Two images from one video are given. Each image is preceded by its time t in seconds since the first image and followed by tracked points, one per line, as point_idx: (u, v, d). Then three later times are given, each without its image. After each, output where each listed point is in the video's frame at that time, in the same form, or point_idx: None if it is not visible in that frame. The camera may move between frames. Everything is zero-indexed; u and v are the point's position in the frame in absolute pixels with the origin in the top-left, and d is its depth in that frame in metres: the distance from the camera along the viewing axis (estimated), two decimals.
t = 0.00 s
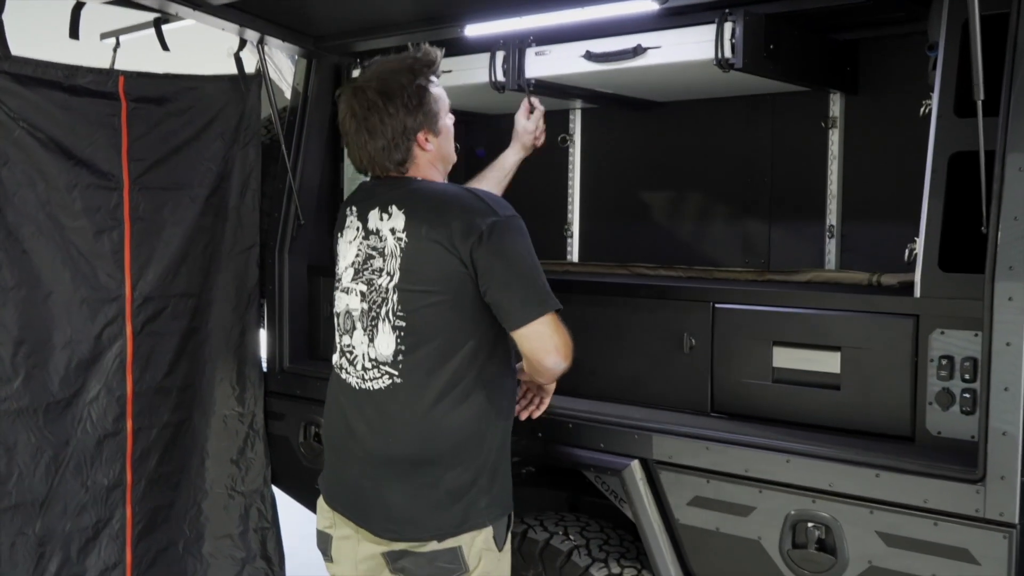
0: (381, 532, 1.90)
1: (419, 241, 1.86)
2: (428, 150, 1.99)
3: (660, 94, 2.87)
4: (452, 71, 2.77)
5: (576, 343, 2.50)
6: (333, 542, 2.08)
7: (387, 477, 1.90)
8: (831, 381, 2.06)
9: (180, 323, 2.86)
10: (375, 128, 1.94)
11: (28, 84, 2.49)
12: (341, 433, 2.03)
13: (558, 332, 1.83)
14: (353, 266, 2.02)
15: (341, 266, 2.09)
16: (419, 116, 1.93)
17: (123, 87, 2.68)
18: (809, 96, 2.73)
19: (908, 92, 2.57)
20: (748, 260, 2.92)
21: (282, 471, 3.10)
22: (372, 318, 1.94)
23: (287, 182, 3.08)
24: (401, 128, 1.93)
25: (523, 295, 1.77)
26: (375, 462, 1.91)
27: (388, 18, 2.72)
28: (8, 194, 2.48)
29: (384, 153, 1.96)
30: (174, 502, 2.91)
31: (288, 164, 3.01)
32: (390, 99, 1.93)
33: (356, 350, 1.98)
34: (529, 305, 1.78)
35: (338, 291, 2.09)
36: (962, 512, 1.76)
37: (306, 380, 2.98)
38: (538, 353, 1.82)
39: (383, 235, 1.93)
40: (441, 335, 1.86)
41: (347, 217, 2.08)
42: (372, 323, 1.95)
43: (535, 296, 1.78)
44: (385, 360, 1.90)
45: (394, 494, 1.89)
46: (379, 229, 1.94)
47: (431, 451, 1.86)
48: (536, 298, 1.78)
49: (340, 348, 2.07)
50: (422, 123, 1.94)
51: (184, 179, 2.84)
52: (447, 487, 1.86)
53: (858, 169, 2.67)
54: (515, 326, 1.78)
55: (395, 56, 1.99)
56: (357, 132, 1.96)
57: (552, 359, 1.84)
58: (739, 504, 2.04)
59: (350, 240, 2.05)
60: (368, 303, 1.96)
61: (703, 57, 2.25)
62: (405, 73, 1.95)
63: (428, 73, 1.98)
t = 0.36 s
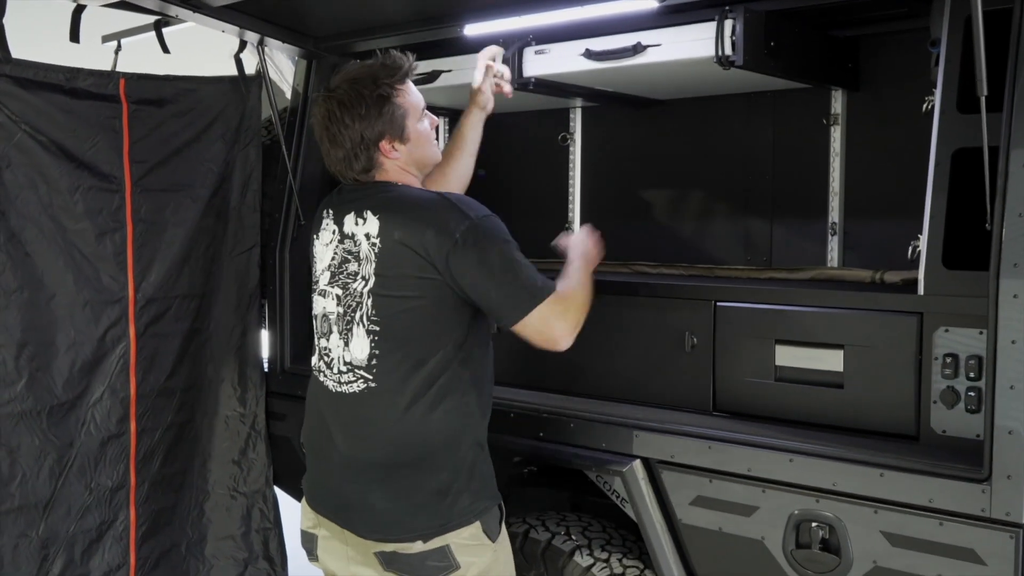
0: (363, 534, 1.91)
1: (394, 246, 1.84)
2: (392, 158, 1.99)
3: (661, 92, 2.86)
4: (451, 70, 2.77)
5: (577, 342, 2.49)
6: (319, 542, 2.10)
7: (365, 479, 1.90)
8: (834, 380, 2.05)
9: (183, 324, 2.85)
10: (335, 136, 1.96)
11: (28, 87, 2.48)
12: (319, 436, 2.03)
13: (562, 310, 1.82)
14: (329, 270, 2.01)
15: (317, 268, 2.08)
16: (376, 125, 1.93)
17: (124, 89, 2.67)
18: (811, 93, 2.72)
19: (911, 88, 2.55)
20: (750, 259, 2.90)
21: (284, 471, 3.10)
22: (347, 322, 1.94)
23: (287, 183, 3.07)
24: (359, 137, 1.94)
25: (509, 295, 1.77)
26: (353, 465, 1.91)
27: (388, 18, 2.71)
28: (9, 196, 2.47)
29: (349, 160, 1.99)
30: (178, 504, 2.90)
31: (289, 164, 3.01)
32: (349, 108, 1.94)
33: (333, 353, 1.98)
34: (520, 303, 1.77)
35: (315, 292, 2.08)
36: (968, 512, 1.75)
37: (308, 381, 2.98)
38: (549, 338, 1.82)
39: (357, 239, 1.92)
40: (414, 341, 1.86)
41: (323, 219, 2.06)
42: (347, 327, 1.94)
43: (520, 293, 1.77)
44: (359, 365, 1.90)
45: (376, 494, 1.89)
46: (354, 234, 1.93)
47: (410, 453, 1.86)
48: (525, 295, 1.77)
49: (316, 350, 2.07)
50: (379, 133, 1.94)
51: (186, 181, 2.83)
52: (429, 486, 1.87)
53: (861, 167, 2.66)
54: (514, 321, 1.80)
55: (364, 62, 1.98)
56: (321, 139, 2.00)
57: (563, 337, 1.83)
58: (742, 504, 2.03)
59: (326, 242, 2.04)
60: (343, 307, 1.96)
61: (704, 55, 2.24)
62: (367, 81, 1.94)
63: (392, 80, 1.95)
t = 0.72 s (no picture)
0: (371, 541, 1.90)
1: (412, 254, 1.83)
2: (398, 163, 1.96)
3: (660, 92, 2.84)
4: (449, 70, 2.76)
5: (577, 343, 2.47)
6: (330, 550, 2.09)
7: (380, 487, 1.90)
8: (833, 380, 2.03)
9: (183, 327, 2.84)
10: (340, 142, 1.96)
11: (24, 90, 2.48)
12: (331, 443, 2.02)
13: (618, 214, 1.79)
14: (341, 275, 2.00)
15: (326, 274, 2.06)
16: (378, 130, 1.91)
17: (121, 91, 2.66)
18: (811, 91, 2.69)
19: (912, 86, 2.53)
20: (751, 258, 2.89)
21: (283, 473, 3.09)
22: (364, 330, 1.93)
23: (285, 185, 3.06)
24: (362, 143, 1.92)
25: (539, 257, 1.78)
26: (368, 475, 1.91)
27: (384, 18, 2.69)
28: (7, 200, 2.47)
29: (355, 166, 1.97)
30: (177, 508, 2.89)
31: (287, 166, 3.00)
32: (352, 114, 1.93)
33: (349, 361, 1.97)
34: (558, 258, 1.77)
35: (325, 299, 2.07)
36: (967, 514, 1.73)
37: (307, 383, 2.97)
38: (620, 242, 1.80)
39: (369, 246, 1.91)
40: (434, 349, 1.86)
41: (331, 223, 2.04)
42: (364, 335, 1.93)
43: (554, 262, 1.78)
44: (379, 374, 1.90)
45: (388, 502, 1.89)
46: (365, 241, 1.91)
47: (427, 459, 1.87)
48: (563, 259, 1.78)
49: (329, 357, 2.06)
50: (382, 137, 1.91)
51: (185, 183, 2.82)
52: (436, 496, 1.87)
53: (862, 165, 2.64)
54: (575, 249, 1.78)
55: (370, 65, 1.96)
56: (328, 146, 2.00)
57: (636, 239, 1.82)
58: (741, 506, 2.01)
59: (336, 248, 2.02)
60: (359, 313, 1.94)
61: (702, 53, 2.23)
62: (370, 85, 1.92)
63: (396, 83, 1.92)
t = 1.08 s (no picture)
0: (398, 553, 1.87)
1: (443, 252, 1.80)
2: (420, 163, 1.92)
3: (657, 92, 2.83)
4: (445, 71, 2.75)
5: (573, 345, 2.46)
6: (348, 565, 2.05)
7: (410, 496, 1.87)
8: (827, 383, 2.01)
9: (178, 330, 2.84)
10: (359, 141, 1.91)
11: (17, 92, 2.48)
12: (356, 452, 1.98)
13: (641, 203, 1.81)
14: (363, 279, 1.95)
15: (343, 280, 2.01)
16: (398, 129, 1.86)
17: (115, 93, 2.66)
18: (809, 92, 2.68)
19: (909, 85, 2.52)
20: (748, 260, 2.87)
21: (280, 476, 3.09)
22: (391, 334, 1.89)
23: (281, 188, 3.05)
24: (382, 142, 1.88)
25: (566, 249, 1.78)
26: (399, 483, 1.87)
27: (379, 19, 2.69)
28: None
29: (373, 165, 1.93)
30: (173, 510, 2.89)
31: (283, 168, 2.99)
32: (372, 112, 1.88)
33: (374, 367, 1.93)
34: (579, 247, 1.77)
35: (344, 306, 2.01)
36: (960, 518, 1.71)
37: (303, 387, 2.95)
38: (642, 235, 1.82)
39: (394, 248, 1.87)
40: (467, 351, 1.83)
41: (349, 227, 1.98)
42: (391, 338, 1.89)
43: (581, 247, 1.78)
44: (410, 377, 1.86)
45: (417, 512, 1.86)
46: (389, 242, 1.87)
47: (460, 462, 1.84)
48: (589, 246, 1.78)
49: (351, 366, 2.01)
50: (405, 136, 1.87)
51: (180, 185, 2.81)
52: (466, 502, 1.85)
53: (859, 166, 2.62)
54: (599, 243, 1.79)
55: (388, 62, 1.92)
56: (345, 145, 1.95)
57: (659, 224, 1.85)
58: (734, 510, 2.00)
59: (355, 252, 1.97)
60: (387, 317, 1.90)
61: (696, 53, 2.21)
62: (391, 82, 1.88)
63: (417, 81, 1.88)
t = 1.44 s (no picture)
0: (406, 565, 1.83)
1: (450, 260, 1.76)
2: (419, 168, 1.89)
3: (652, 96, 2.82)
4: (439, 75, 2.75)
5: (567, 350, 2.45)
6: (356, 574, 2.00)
7: (419, 505, 1.83)
8: (821, 388, 2.00)
9: (171, 334, 2.83)
10: (357, 143, 1.88)
11: (8, 96, 2.49)
12: (360, 464, 1.94)
13: (640, 208, 1.79)
14: (366, 289, 1.92)
15: (344, 290, 1.97)
16: (398, 134, 1.83)
17: (108, 97, 2.66)
18: (804, 95, 2.67)
19: (904, 88, 2.51)
20: (745, 263, 2.86)
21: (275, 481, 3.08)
22: (398, 344, 1.86)
23: (276, 192, 3.04)
24: (381, 146, 1.85)
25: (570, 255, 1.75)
26: (406, 494, 1.84)
27: (373, 22, 2.68)
28: None
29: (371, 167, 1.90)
30: (166, 515, 2.88)
31: (278, 172, 2.98)
32: (372, 114, 1.84)
33: (379, 377, 1.90)
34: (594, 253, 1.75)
35: (345, 316, 1.98)
36: (951, 522, 1.70)
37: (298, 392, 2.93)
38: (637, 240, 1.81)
39: (398, 256, 1.83)
40: (475, 359, 1.81)
41: (349, 235, 1.94)
42: (398, 349, 1.86)
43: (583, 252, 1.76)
44: (417, 389, 1.83)
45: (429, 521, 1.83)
46: (392, 251, 1.84)
47: (469, 471, 1.80)
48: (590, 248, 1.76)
49: (355, 376, 1.98)
50: (405, 141, 1.84)
51: (174, 189, 2.81)
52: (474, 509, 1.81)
53: (855, 169, 2.61)
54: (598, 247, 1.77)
55: (393, 62, 1.88)
56: (344, 145, 1.91)
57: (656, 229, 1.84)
58: (726, 514, 1.99)
59: (356, 261, 1.93)
60: (392, 327, 1.87)
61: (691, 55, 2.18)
62: (393, 85, 1.84)
63: (419, 84, 1.84)
